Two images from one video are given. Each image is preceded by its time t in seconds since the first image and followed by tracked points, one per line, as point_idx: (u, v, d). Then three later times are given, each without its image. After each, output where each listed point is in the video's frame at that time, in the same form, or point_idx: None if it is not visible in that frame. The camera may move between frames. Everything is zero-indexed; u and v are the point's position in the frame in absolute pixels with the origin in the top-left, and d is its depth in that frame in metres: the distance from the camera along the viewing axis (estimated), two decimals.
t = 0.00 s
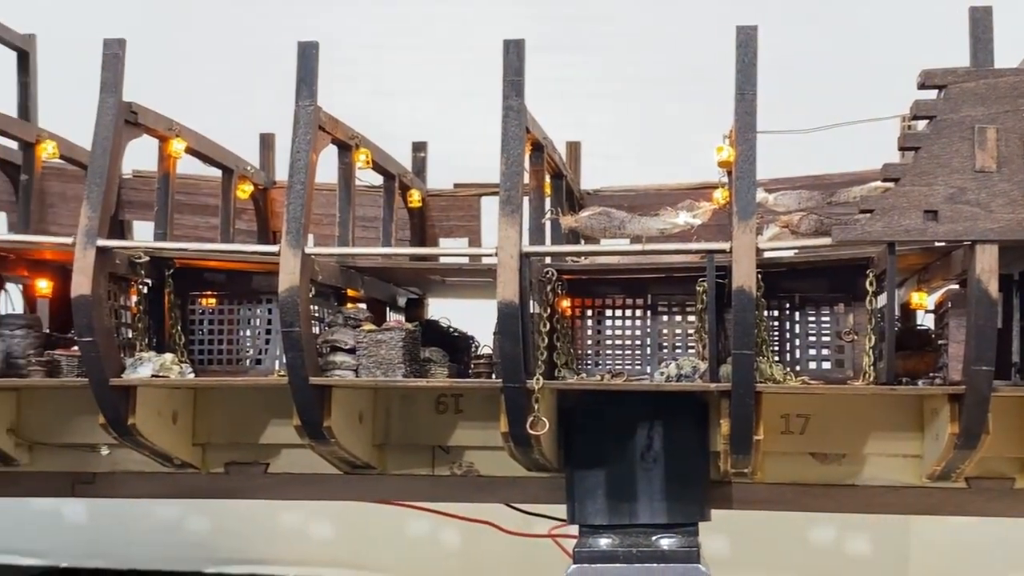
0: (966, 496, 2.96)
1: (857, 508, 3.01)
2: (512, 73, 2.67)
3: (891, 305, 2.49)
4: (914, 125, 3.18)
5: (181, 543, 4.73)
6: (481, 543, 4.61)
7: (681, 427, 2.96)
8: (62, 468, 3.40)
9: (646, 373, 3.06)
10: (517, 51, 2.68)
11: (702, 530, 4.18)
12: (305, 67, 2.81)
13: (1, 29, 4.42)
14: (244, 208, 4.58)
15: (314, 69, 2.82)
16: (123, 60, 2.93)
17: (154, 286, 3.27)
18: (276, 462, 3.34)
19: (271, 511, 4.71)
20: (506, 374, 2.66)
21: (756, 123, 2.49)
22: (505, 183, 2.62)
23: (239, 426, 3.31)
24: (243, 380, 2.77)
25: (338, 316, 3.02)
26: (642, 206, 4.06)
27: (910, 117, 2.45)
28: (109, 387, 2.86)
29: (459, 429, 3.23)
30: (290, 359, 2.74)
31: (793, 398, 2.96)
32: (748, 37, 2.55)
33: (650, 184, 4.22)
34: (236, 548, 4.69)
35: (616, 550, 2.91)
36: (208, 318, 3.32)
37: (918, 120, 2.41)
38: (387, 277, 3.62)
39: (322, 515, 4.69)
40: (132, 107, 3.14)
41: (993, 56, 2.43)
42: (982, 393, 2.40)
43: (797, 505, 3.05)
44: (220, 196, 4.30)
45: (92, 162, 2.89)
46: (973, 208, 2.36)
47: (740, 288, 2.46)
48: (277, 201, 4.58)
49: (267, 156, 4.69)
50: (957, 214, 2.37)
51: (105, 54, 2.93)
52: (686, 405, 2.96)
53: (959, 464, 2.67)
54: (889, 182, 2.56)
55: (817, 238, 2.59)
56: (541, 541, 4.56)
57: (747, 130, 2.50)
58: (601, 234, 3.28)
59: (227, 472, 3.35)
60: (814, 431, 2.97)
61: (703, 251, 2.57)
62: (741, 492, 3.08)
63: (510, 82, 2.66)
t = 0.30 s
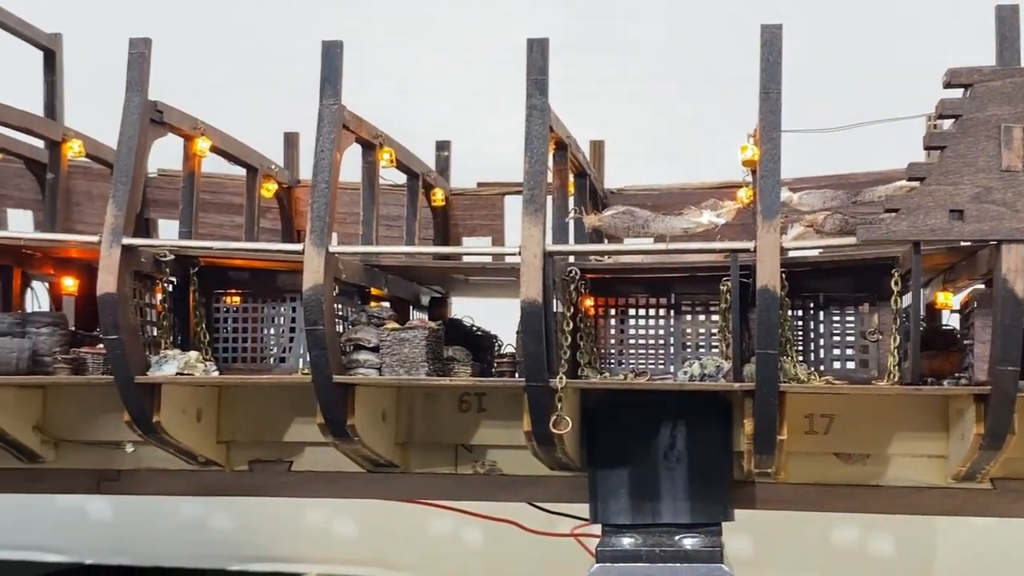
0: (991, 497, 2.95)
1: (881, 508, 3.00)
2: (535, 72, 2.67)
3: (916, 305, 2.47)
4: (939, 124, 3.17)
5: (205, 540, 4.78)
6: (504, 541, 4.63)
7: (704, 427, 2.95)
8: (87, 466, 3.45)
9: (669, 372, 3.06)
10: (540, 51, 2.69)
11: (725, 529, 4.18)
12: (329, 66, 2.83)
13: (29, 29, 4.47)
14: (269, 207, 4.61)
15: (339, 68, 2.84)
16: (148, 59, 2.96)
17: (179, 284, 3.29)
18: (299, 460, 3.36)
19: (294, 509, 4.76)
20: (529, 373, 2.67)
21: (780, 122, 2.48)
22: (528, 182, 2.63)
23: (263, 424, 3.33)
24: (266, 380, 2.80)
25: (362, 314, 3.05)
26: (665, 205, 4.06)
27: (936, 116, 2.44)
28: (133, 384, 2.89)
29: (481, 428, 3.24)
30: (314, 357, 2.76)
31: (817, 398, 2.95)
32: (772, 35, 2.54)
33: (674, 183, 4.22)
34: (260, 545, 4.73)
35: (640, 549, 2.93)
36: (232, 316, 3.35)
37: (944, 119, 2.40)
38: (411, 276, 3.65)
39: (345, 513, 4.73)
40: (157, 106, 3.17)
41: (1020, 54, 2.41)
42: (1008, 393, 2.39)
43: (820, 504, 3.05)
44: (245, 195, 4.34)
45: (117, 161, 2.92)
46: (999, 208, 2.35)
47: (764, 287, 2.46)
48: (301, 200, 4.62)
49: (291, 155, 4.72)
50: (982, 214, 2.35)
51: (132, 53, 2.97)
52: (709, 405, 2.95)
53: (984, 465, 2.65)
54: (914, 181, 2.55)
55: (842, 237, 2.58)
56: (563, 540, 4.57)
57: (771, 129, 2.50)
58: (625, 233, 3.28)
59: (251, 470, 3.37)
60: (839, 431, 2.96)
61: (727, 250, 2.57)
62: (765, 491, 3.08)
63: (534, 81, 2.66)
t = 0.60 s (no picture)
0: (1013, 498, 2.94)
1: (902, 509, 2.99)
2: (556, 72, 2.68)
3: (938, 305, 2.46)
4: (961, 123, 3.15)
5: (225, 538, 4.82)
6: (523, 540, 4.65)
7: (725, 427, 2.95)
8: (110, 463, 3.47)
9: (689, 371, 3.06)
10: (561, 50, 2.69)
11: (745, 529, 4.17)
12: (350, 66, 2.84)
13: (52, 29, 4.52)
14: (289, 206, 4.64)
15: (359, 68, 2.85)
16: (170, 58, 2.98)
17: (200, 283, 3.32)
18: (320, 459, 3.38)
19: (314, 507, 4.79)
20: (549, 372, 2.68)
21: (801, 121, 2.48)
22: (548, 181, 2.63)
23: (283, 422, 3.35)
24: (288, 377, 2.82)
25: (382, 313, 3.08)
26: (685, 204, 4.06)
27: (957, 115, 2.42)
28: (155, 383, 2.91)
29: (501, 427, 3.25)
30: (334, 356, 2.78)
31: (838, 398, 2.94)
32: (793, 34, 2.53)
33: (694, 182, 4.22)
34: (279, 544, 4.77)
35: (658, 549, 2.92)
36: (252, 315, 3.38)
37: (967, 118, 2.39)
38: (431, 275, 3.66)
39: (365, 512, 4.76)
40: (178, 105, 3.20)
41: None
42: None
43: (841, 505, 3.04)
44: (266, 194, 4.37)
45: (139, 160, 2.95)
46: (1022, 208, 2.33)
47: (785, 287, 2.45)
48: (322, 199, 4.65)
49: (311, 154, 4.75)
50: (1005, 214, 2.34)
51: (154, 53, 2.99)
52: (730, 405, 2.95)
53: (1006, 465, 2.64)
54: (936, 181, 2.54)
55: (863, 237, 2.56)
56: (582, 539, 4.57)
57: (792, 128, 2.49)
58: (645, 233, 3.28)
59: (271, 468, 3.40)
60: (859, 431, 2.95)
61: (747, 249, 2.56)
62: (785, 491, 3.07)
63: (554, 80, 2.67)
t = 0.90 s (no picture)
0: None
1: (919, 509, 2.98)
2: (573, 71, 2.68)
3: (956, 305, 2.45)
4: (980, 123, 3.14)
5: (244, 537, 4.87)
6: (540, 539, 4.67)
7: (742, 427, 2.95)
8: (130, 460, 3.50)
9: (706, 371, 3.06)
10: (578, 50, 2.69)
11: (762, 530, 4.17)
12: (368, 65, 2.86)
13: (73, 30, 4.55)
14: (307, 206, 4.66)
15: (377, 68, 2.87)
16: (190, 58, 3.00)
17: (219, 282, 3.37)
18: (337, 457, 3.40)
19: (331, 506, 4.83)
20: (566, 372, 2.68)
21: (819, 121, 2.47)
22: (566, 181, 2.64)
23: (300, 421, 3.37)
24: (306, 375, 2.82)
25: (399, 312, 3.09)
26: (702, 204, 4.06)
27: (976, 115, 2.42)
28: (174, 381, 2.94)
29: (518, 426, 3.25)
30: (352, 355, 2.79)
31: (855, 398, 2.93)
32: (811, 34, 2.53)
33: (711, 182, 4.22)
34: (296, 542, 4.81)
35: (675, 549, 2.93)
36: (272, 314, 3.41)
37: (985, 118, 2.38)
38: (448, 275, 3.68)
39: (381, 510, 4.80)
40: (198, 105, 3.22)
41: None
42: None
43: (858, 506, 3.04)
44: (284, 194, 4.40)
45: (159, 160, 2.97)
46: None
47: (802, 288, 2.45)
48: (340, 199, 4.68)
49: (329, 154, 4.78)
50: None
51: (173, 53, 3.02)
52: (746, 404, 2.95)
53: None
54: (955, 181, 2.53)
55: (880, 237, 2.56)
56: (599, 539, 4.59)
57: (810, 128, 2.49)
58: (662, 232, 3.28)
59: (289, 466, 3.42)
60: (877, 431, 2.94)
61: (764, 249, 2.56)
62: (803, 491, 3.08)
63: (571, 80, 2.68)
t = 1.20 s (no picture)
0: None
1: (941, 509, 2.97)
2: (595, 71, 2.70)
3: (978, 305, 2.45)
4: (1004, 122, 3.12)
5: (267, 534, 4.91)
6: (560, 537, 4.69)
7: (763, 427, 2.95)
8: (154, 457, 3.52)
9: (728, 370, 3.06)
10: (600, 50, 2.70)
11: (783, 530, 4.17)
12: (391, 65, 2.88)
13: (98, 30, 4.59)
14: (329, 205, 4.69)
15: (399, 67, 2.89)
16: (214, 58, 3.03)
17: (242, 281, 3.43)
18: (359, 455, 3.42)
19: (353, 504, 4.87)
20: (587, 370, 2.69)
21: (841, 121, 2.47)
22: (587, 180, 2.65)
23: (323, 419, 3.40)
24: (329, 375, 2.87)
25: (421, 311, 3.12)
26: (724, 204, 4.06)
27: (999, 115, 2.41)
28: (198, 378, 2.97)
29: (539, 424, 3.27)
30: (374, 352, 2.81)
31: (876, 398, 2.92)
32: (833, 34, 2.53)
33: (733, 182, 4.22)
34: (319, 539, 4.85)
35: (696, 548, 2.93)
36: (294, 312, 3.44)
37: (1008, 117, 2.37)
38: (469, 274, 3.71)
39: (403, 509, 4.84)
40: (222, 104, 3.26)
41: None
42: None
43: (880, 506, 3.03)
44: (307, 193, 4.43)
45: (183, 159, 3.01)
46: None
47: (824, 288, 2.45)
48: (362, 198, 4.72)
49: (352, 153, 4.81)
50: None
51: (198, 53, 3.05)
52: (768, 404, 2.95)
53: None
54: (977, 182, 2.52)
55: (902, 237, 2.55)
56: (619, 538, 4.62)
57: (832, 128, 2.49)
58: (683, 232, 3.28)
59: (312, 464, 3.45)
60: (898, 431, 2.93)
61: (786, 249, 2.56)
62: (824, 491, 3.08)
63: (593, 80, 2.69)
